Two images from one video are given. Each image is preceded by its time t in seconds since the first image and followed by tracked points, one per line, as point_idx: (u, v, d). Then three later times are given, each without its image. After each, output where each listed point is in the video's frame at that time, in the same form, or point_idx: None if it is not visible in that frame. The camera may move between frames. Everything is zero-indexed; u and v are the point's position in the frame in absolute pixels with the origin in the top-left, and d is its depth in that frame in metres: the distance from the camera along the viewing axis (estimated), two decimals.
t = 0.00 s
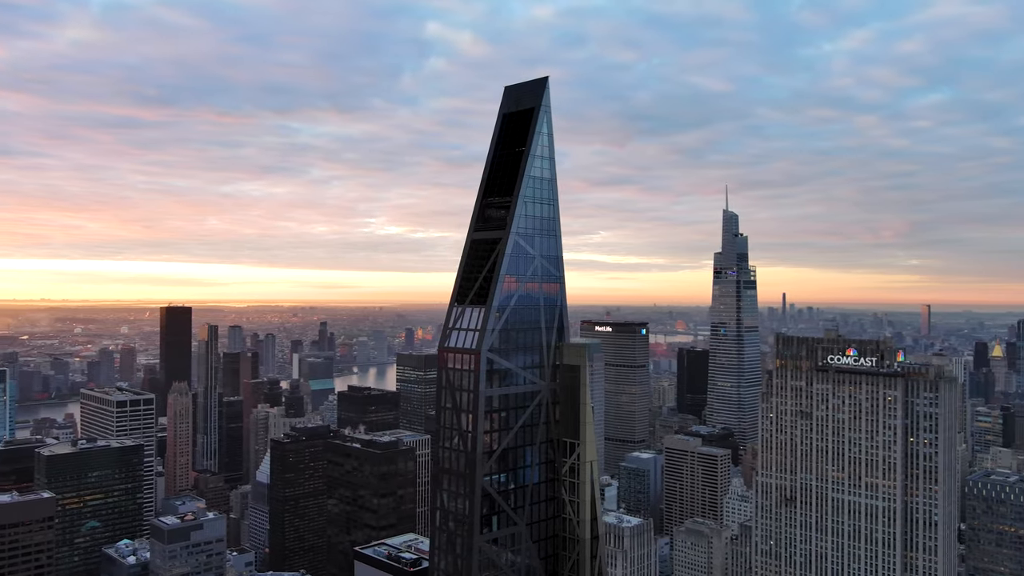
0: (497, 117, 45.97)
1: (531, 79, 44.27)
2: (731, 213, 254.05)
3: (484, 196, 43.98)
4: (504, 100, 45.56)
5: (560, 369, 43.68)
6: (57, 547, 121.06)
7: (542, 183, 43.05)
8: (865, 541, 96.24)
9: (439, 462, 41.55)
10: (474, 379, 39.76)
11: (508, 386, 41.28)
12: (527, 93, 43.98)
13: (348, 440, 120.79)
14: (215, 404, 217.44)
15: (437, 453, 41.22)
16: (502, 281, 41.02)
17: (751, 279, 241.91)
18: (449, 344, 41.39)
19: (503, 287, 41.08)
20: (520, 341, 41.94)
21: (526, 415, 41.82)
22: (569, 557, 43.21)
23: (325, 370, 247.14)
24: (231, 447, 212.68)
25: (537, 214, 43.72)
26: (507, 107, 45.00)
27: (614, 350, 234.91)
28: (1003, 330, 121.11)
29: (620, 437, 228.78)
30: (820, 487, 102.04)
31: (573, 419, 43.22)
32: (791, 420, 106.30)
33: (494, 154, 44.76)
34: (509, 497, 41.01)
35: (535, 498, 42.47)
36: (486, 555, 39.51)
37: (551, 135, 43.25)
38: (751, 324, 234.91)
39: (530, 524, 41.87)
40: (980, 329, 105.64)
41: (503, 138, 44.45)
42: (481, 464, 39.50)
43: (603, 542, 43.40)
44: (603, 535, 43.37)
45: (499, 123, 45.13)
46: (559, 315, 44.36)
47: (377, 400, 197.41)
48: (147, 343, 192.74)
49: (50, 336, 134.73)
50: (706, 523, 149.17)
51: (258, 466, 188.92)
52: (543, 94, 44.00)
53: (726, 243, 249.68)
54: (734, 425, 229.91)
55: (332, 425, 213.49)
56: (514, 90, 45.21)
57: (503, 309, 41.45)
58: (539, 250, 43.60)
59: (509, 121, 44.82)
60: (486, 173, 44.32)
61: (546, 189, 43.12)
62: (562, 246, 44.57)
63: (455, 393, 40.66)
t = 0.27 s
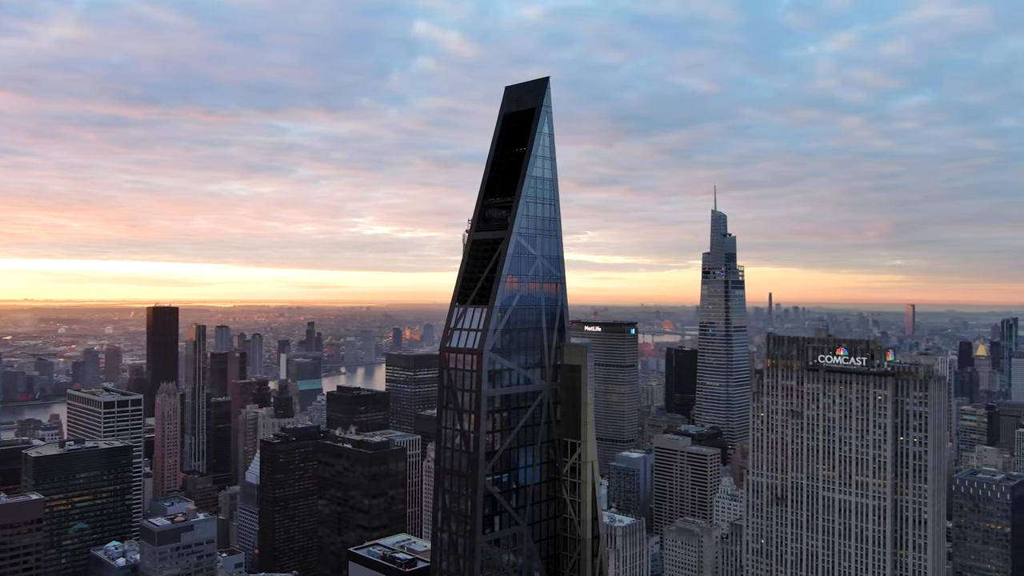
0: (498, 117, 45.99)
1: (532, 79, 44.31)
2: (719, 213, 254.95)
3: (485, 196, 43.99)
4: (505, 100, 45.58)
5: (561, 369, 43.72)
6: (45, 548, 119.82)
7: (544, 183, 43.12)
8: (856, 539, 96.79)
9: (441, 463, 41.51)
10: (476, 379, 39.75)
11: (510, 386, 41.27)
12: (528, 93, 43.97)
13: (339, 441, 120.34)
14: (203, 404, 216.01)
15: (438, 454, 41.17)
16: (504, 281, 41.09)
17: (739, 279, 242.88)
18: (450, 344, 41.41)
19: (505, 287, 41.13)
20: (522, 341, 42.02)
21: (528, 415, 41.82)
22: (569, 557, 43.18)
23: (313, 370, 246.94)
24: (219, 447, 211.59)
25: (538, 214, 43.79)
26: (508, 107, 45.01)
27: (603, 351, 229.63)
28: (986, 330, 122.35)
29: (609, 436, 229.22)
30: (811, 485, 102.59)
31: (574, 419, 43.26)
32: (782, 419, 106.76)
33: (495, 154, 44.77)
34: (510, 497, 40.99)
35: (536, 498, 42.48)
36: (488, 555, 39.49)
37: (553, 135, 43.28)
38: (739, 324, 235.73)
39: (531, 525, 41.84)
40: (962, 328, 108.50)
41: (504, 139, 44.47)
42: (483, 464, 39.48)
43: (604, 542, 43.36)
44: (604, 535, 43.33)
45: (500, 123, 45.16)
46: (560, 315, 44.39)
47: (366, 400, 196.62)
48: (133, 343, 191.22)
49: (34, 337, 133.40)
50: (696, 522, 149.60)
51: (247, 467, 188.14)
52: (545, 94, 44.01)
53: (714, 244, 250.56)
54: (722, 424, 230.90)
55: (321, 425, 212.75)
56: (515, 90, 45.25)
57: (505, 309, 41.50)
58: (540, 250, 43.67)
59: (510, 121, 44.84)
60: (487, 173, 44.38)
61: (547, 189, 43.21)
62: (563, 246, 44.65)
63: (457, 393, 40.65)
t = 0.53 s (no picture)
0: (498, 118, 46.10)
1: (533, 80, 44.47)
2: (708, 213, 255.87)
3: (486, 196, 44.00)
4: (506, 101, 45.69)
5: (562, 369, 43.89)
6: (33, 550, 118.60)
7: (545, 184, 43.31)
8: (846, 538, 97.37)
9: (442, 463, 41.40)
10: (479, 379, 39.74)
11: (512, 386, 41.32)
12: (529, 93, 44.04)
13: (330, 441, 119.68)
14: (191, 405, 214.73)
15: (440, 454, 41.09)
16: (507, 281, 41.17)
17: (728, 279, 243.96)
18: (452, 345, 41.36)
19: (507, 288, 41.21)
20: (524, 341, 42.09)
21: (530, 415, 41.89)
22: (570, 557, 43.30)
23: (301, 371, 246.19)
24: (206, 448, 210.57)
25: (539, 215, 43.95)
26: (509, 108, 45.06)
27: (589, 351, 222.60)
28: (970, 330, 123.53)
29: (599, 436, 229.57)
30: (802, 484, 103.04)
31: (575, 419, 43.44)
32: (773, 418, 107.11)
33: (496, 155, 44.88)
34: (512, 497, 40.97)
35: (538, 498, 42.55)
36: (490, 555, 39.44)
37: (555, 136, 43.45)
38: (728, 324, 236.76)
39: (532, 525, 41.91)
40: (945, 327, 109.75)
41: (504, 139, 44.53)
42: (486, 464, 39.46)
43: (604, 542, 43.57)
44: (605, 535, 43.54)
45: (500, 123, 45.21)
46: (560, 315, 44.52)
47: (356, 400, 195.90)
48: (119, 344, 189.86)
49: (17, 338, 132.09)
50: (685, 521, 149.88)
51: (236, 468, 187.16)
52: (546, 95, 44.19)
53: (703, 244, 251.65)
54: (711, 424, 231.82)
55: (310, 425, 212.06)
56: (516, 91, 45.38)
57: (507, 309, 41.55)
58: (542, 251, 43.84)
59: (510, 122, 44.96)
60: (488, 174, 44.46)
61: (548, 190, 43.41)
62: (564, 246, 44.85)
63: (459, 393, 40.66)
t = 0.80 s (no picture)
0: (499, 118, 46.08)
1: (533, 80, 44.50)
2: (696, 214, 256.77)
3: (487, 197, 43.92)
4: (506, 102, 45.69)
5: (563, 369, 43.90)
6: (21, 552, 117.64)
7: (546, 184, 43.36)
8: (836, 536, 98.01)
9: (444, 464, 41.31)
10: (481, 380, 39.65)
11: (514, 386, 41.26)
12: (530, 93, 43.99)
13: (321, 442, 119.06)
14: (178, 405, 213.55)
15: (441, 455, 40.99)
16: (508, 281, 41.14)
17: (716, 279, 244.97)
18: (454, 345, 41.26)
19: (509, 288, 41.18)
20: (525, 342, 42.08)
21: (531, 415, 41.85)
22: (571, 557, 43.32)
23: (289, 371, 245.48)
24: (194, 449, 209.60)
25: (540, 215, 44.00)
26: (510, 108, 44.99)
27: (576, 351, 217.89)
28: (954, 329, 124.65)
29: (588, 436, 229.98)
30: (792, 483, 103.56)
31: (576, 419, 43.52)
32: (764, 417, 107.60)
33: (496, 155, 44.86)
34: (514, 498, 40.92)
35: (539, 498, 42.55)
36: (492, 556, 39.40)
37: (555, 137, 43.53)
38: (716, 324, 237.73)
39: (534, 524, 41.90)
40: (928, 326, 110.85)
41: (505, 139, 44.51)
42: (488, 464, 39.38)
43: (605, 541, 43.66)
44: (605, 534, 43.63)
45: (501, 123, 45.12)
46: (561, 315, 44.55)
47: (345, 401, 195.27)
48: (104, 344, 188.50)
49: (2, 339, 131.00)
50: (674, 520, 150.30)
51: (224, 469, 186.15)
52: (547, 96, 44.24)
53: (691, 244, 252.58)
54: (699, 423, 232.89)
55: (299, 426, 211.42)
56: (517, 91, 45.39)
57: (509, 309, 41.53)
58: (543, 251, 43.88)
59: (511, 122, 44.97)
60: (488, 174, 44.47)
61: (549, 190, 43.45)
62: (565, 247, 44.90)
63: (461, 394, 40.56)
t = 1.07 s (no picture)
0: (499, 117, 45.93)
1: (535, 80, 44.40)
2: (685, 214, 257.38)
3: (488, 196, 43.87)
4: (507, 101, 45.55)
5: (564, 369, 43.93)
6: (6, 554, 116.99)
7: (547, 183, 43.32)
8: (827, 534, 98.54)
9: (445, 464, 41.34)
10: (483, 380, 39.62)
11: (516, 387, 41.22)
12: (532, 93, 43.94)
13: (313, 443, 118.50)
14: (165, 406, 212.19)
15: (443, 455, 40.95)
16: (510, 281, 41.09)
17: (705, 278, 245.74)
18: (456, 345, 41.22)
19: (511, 288, 41.12)
20: (527, 342, 42.05)
21: (533, 416, 41.86)
22: (572, 556, 43.36)
23: (276, 371, 244.28)
24: (182, 450, 208.47)
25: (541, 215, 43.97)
26: (510, 108, 44.91)
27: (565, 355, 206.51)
28: (939, 329, 125.49)
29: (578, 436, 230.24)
30: (784, 482, 103.99)
31: (577, 419, 43.56)
32: (755, 416, 107.99)
33: (497, 154, 44.76)
34: (516, 498, 40.94)
35: (541, 498, 42.56)
36: (494, 556, 39.42)
37: (556, 137, 43.48)
38: (704, 323, 238.40)
39: (535, 524, 41.93)
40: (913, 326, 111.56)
41: (506, 139, 44.47)
42: (490, 464, 39.38)
43: (606, 541, 43.71)
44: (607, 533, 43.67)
45: (501, 123, 45.06)
46: (562, 315, 44.57)
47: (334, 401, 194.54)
48: (90, 345, 186.92)
49: None
50: (663, 520, 150.58)
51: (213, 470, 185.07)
52: (549, 95, 44.18)
53: (680, 244, 253.24)
54: (688, 422, 233.74)
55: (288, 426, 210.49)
56: (518, 91, 45.25)
57: (510, 309, 41.46)
58: (543, 251, 43.86)
59: (512, 121, 44.84)
60: (489, 174, 44.37)
61: (550, 190, 43.39)
62: (566, 247, 44.88)
63: (463, 394, 40.46)
